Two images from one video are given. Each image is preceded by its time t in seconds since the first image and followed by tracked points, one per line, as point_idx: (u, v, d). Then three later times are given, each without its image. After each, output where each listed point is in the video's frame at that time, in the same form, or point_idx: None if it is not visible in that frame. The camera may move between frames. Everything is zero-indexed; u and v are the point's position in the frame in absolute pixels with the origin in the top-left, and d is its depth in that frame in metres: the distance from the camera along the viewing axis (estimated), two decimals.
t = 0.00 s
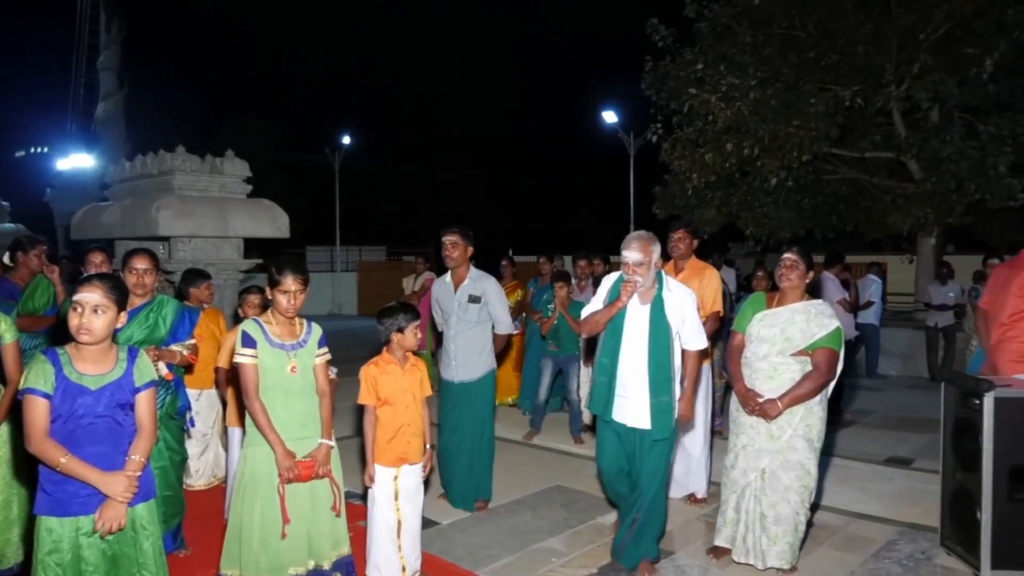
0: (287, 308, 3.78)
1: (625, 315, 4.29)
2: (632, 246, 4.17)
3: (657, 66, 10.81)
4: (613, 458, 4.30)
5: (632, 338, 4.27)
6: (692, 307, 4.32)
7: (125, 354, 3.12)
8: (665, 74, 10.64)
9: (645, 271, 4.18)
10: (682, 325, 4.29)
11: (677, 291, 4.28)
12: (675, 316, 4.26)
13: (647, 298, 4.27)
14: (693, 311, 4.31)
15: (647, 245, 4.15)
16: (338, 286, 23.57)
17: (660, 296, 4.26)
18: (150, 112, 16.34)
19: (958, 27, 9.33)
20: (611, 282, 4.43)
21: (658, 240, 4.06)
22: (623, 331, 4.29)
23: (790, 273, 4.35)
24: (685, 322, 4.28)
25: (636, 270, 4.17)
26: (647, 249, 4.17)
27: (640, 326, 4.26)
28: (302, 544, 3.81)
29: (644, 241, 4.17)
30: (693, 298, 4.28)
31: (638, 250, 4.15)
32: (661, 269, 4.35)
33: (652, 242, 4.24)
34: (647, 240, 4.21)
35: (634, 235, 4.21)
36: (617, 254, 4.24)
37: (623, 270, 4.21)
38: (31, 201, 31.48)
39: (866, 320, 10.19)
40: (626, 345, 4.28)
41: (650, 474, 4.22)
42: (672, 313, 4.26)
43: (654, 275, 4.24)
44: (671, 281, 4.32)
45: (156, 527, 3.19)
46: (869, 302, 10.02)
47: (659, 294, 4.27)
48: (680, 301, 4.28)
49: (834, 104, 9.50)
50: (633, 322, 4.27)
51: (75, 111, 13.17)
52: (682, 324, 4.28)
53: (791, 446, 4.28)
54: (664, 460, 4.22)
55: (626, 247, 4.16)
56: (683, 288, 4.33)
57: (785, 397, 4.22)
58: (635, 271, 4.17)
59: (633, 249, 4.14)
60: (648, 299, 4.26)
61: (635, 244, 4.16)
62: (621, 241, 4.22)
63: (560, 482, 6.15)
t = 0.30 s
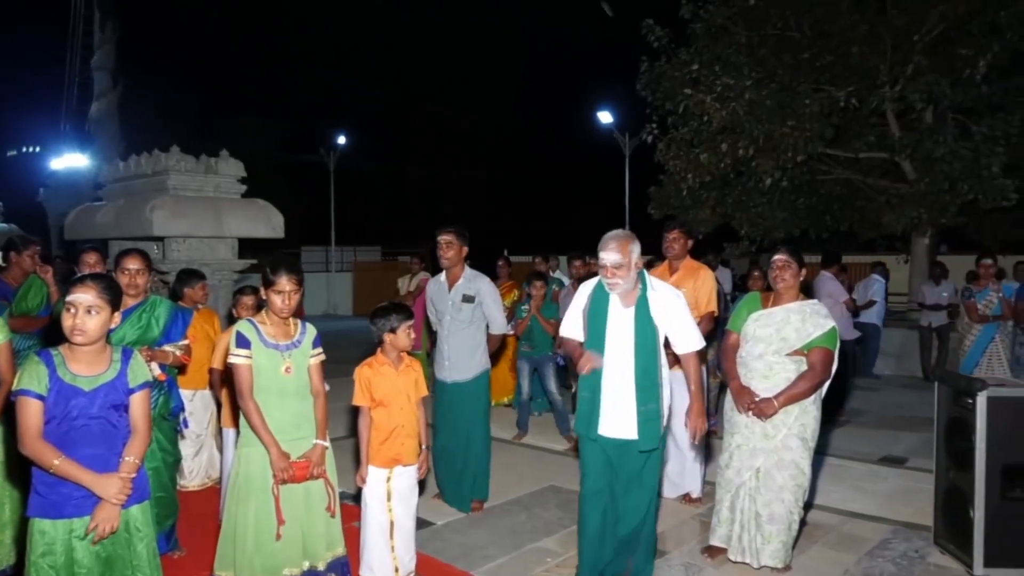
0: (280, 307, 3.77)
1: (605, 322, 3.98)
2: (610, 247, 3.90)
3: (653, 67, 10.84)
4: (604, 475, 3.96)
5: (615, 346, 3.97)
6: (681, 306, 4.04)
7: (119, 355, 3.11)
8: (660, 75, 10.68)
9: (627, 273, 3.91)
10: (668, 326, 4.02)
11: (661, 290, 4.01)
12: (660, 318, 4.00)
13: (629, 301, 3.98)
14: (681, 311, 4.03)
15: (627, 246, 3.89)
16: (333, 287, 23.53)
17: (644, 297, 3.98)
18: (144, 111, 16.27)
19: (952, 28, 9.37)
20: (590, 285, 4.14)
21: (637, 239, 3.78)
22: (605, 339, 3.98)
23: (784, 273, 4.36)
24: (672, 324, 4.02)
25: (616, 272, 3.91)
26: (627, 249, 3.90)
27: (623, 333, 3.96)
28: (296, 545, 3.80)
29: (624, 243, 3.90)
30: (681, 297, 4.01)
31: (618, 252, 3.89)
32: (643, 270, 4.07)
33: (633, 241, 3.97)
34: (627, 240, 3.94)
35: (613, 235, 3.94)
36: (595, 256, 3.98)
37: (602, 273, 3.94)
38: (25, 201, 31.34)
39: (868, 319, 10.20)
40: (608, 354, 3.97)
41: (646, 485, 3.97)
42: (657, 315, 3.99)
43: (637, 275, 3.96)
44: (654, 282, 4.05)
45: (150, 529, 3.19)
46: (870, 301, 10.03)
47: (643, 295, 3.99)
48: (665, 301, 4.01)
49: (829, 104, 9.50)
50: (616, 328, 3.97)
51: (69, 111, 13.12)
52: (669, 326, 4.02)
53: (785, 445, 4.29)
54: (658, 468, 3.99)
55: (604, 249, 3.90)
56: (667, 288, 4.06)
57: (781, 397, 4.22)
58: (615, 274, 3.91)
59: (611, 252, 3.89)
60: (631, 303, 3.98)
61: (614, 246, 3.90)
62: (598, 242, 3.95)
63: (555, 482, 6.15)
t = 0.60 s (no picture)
0: (259, 308, 3.74)
1: (558, 330, 3.75)
2: (562, 247, 3.70)
3: (632, 68, 10.91)
4: (562, 492, 3.78)
5: (569, 355, 3.73)
6: (638, 310, 3.83)
7: (93, 357, 3.06)
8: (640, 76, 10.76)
9: (580, 275, 3.71)
10: (624, 332, 3.80)
11: (618, 292, 3.79)
12: (617, 324, 3.78)
13: (584, 305, 3.76)
14: (639, 315, 3.82)
15: (580, 247, 3.69)
16: (312, 287, 23.49)
17: (599, 301, 3.76)
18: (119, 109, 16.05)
19: (925, 32, 9.51)
20: (541, 288, 3.90)
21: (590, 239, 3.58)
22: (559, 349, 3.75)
23: (760, 274, 4.39)
24: (629, 329, 3.80)
25: (568, 274, 3.71)
26: (580, 250, 3.70)
27: (578, 341, 3.73)
28: (274, 547, 3.78)
29: (577, 243, 3.70)
30: (639, 299, 3.80)
31: (571, 253, 3.69)
32: (598, 271, 3.86)
33: (587, 240, 3.77)
34: (580, 239, 3.74)
35: (565, 234, 3.74)
36: (548, 257, 3.78)
37: (554, 275, 3.74)
38: None
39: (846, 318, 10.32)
40: (563, 365, 3.74)
41: (611, 505, 3.73)
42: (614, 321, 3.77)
43: (591, 277, 3.76)
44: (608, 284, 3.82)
45: (125, 533, 3.14)
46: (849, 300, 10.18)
47: (598, 299, 3.77)
48: (622, 306, 3.79)
49: (806, 106, 9.72)
50: (570, 335, 3.74)
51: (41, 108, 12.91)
52: (626, 332, 3.80)
53: (762, 444, 4.32)
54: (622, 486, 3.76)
55: (556, 249, 3.70)
56: (624, 290, 3.84)
57: (763, 398, 4.23)
58: (568, 276, 3.70)
59: (564, 253, 3.69)
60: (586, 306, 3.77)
61: (566, 246, 3.70)
62: (550, 241, 3.75)
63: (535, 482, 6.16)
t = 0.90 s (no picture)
0: (228, 308, 3.69)
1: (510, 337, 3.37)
2: (520, 251, 3.27)
3: (603, 70, 11.02)
4: (510, 513, 3.45)
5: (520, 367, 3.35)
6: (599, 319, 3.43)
7: (56, 359, 2.99)
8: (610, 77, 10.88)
9: (539, 281, 3.30)
10: (582, 344, 3.39)
11: (579, 298, 3.39)
12: (575, 335, 3.36)
13: (540, 313, 3.37)
14: (598, 325, 3.42)
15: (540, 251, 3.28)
16: (281, 287, 23.27)
17: (558, 309, 3.36)
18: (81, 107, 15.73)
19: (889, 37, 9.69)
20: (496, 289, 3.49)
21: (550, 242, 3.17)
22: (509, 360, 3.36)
23: (728, 274, 4.44)
24: (587, 340, 3.40)
25: (526, 280, 3.30)
26: (540, 253, 3.29)
27: (531, 352, 3.34)
28: (242, 551, 3.73)
29: (538, 246, 3.28)
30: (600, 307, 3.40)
31: (530, 256, 3.28)
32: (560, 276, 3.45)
33: (548, 242, 3.35)
34: (541, 241, 3.32)
35: (524, 234, 3.32)
36: (504, 258, 3.35)
37: (510, 279, 3.33)
38: None
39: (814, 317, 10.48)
40: (513, 378, 3.35)
41: (556, 534, 3.35)
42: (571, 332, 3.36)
43: (551, 283, 3.35)
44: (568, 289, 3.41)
45: (89, 538, 3.08)
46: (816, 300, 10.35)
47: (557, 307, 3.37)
48: (581, 316, 3.38)
49: (773, 108, 9.88)
50: (522, 343, 3.36)
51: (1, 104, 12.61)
52: (584, 343, 3.39)
53: (731, 442, 4.37)
54: (570, 515, 3.38)
55: (513, 252, 3.28)
56: (585, 295, 3.44)
57: (732, 397, 4.28)
58: (525, 282, 3.30)
59: (522, 257, 3.27)
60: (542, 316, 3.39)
61: (524, 249, 3.28)
62: (507, 242, 3.33)
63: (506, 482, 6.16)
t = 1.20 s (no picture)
0: (196, 308, 3.64)
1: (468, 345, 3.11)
2: (482, 248, 3.00)
3: (575, 70, 11.08)
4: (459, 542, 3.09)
5: (475, 378, 3.07)
6: (572, 333, 3.09)
7: (17, 361, 2.92)
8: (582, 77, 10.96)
9: (502, 282, 3.01)
10: (548, 359, 3.07)
11: (548, 306, 3.08)
12: (539, 348, 3.05)
13: (503, 320, 3.10)
14: (571, 339, 3.08)
15: (503, 248, 3.00)
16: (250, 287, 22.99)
17: (521, 316, 3.06)
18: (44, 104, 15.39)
19: (857, 40, 9.87)
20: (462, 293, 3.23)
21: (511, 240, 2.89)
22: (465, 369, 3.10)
23: (699, 274, 4.47)
24: (556, 356, 3.06)
25: (488, 280, 3.01)
26: (504, 252, 3.01)
27: (489, 362, 3.06)
28: (211, 554, 3.69)
29: (501, 243, 2.99)
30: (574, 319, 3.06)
31: (492, 255, 3.00)
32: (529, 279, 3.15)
33: (515, 241, 3.05)
34: (506, 238, 3.04)
35: (489, 231, 3.05)
36: (466, 257, 3.08)
37: (471, 280, 3.05)
38: None
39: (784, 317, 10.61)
40: (466, 389, 3.08)
41: (505, 567, 3.04)
42: (535, 345, 3.04)
43: (517, 286, 3.06)
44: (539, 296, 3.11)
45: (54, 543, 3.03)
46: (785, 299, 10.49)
47: (522, 314, 3.07)
48: (548, 328, 3.06)
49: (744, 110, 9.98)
50: (482, 350, 3.09)
51: None
52: (551, 358, 3.06)
53: (702, 441, 4.41)
54: (524, 546, 3.04)
55: (474, 250, 3.00)
56: (560, 305, 3.12)
57: (704, 397, 4.32)
58: (487, 283, 3.01)
59: (484, 256, 2.99)
60: (505, 321, 3.09)
61: (486, 247, 3.00)
62: (469, 240, 3.06)
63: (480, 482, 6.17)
